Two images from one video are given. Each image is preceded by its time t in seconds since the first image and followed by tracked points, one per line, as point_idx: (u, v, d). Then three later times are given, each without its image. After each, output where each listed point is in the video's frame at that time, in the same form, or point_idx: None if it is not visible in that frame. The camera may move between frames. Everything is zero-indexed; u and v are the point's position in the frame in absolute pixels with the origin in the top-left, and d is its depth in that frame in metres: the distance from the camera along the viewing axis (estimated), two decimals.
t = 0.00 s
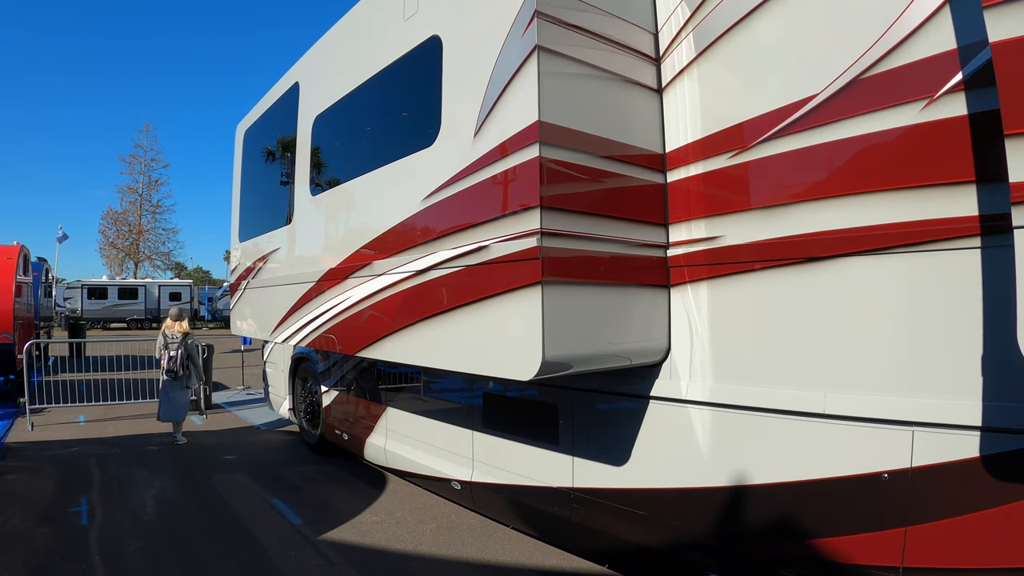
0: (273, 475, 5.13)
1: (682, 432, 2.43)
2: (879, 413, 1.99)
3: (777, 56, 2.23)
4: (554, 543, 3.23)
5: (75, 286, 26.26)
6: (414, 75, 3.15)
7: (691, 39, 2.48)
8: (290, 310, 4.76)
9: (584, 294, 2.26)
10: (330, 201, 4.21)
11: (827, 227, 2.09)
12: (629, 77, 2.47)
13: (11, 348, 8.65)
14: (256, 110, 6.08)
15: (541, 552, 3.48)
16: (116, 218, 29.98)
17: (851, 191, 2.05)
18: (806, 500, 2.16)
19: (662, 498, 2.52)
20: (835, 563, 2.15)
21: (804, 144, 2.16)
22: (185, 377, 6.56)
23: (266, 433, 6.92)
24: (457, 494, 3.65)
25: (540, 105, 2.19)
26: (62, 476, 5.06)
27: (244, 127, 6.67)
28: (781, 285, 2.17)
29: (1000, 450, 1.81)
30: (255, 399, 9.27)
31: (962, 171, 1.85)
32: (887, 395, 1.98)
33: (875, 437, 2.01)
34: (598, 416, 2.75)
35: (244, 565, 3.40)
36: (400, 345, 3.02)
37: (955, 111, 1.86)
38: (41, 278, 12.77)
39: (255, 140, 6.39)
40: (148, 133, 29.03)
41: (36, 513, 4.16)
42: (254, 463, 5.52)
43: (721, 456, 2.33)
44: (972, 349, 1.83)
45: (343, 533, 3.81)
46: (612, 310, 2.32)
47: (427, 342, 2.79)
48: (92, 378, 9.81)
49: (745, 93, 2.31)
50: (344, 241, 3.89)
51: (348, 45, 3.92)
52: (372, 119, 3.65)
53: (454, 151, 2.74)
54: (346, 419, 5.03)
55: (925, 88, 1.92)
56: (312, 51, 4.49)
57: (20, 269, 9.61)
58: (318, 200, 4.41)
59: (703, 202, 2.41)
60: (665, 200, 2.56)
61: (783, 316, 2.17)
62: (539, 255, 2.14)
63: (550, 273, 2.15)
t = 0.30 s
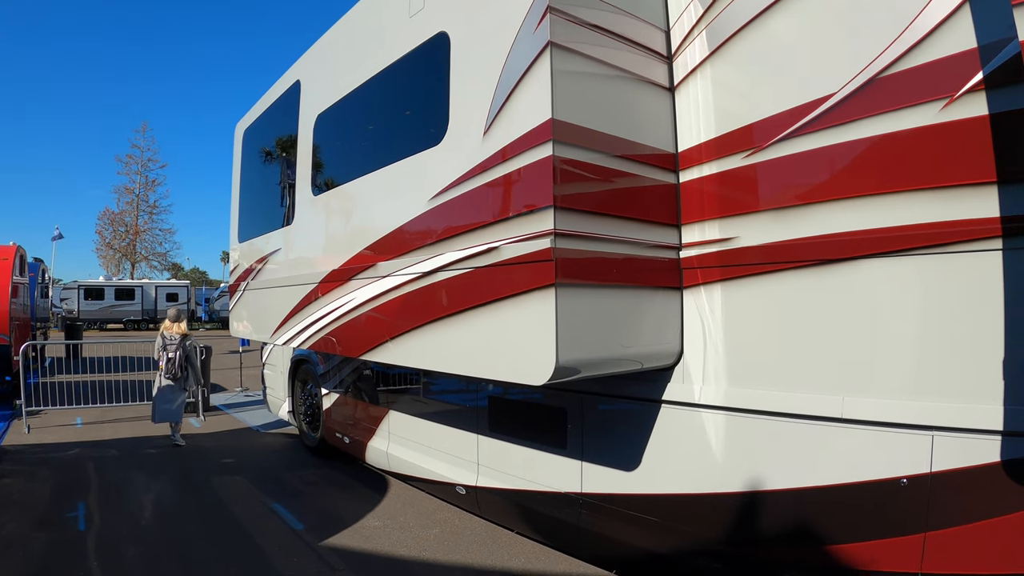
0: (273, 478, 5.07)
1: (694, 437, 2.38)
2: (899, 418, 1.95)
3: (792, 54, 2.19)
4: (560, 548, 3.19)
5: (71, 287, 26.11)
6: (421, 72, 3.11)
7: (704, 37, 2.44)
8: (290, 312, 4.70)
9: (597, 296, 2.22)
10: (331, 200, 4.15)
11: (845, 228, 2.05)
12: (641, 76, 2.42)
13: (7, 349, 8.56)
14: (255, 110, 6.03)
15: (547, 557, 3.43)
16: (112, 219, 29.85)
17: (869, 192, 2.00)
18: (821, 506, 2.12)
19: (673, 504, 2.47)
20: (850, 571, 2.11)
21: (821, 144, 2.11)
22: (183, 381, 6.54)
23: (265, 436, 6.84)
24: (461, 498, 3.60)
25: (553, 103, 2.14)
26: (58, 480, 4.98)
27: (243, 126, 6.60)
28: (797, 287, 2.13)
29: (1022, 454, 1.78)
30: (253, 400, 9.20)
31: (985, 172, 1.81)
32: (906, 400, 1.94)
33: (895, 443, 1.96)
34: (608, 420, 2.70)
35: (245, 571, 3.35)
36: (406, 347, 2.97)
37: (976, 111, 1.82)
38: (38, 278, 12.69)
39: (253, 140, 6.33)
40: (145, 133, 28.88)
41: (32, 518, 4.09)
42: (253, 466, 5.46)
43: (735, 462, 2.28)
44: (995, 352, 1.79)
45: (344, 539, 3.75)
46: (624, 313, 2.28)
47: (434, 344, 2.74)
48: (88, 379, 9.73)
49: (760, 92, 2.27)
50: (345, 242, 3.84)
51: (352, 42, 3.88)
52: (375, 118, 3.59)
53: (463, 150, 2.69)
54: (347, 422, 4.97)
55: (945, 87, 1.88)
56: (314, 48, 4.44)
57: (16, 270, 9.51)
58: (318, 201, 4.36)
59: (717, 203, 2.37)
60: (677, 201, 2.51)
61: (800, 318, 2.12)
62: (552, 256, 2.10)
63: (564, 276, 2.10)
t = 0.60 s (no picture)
0: (272, 481, 5.03)
1: (700, 440, 2.36)
2: (909, 421, 1.92)
3: (801, 53, 2.17)
4: (563, 552, 3.16)
5: (67, 287, 25.99)
6: (423, 71, 3.08)
7: (711, 35, 2.41)
8: (289, 314, 4.66)
9: (603, 298, 2.19)
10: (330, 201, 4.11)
11: (854, 229, 2.02)
12: (647, 75, 2.40)
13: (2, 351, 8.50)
14: (253, 110, 5.99)
15: (550, 561, 3.40)
16: (108, 219, 29.73)
17: (879, 193, 1.98)
18: (829, 510, 2.10)
19: (679, 508, 2.45)
20: None
21: (830, 144, 2.08)
22: (182, 381, 6.56)
23: (263, 437, 6.79)
24: (463, 501, 3.57)
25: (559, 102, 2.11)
26: (54, 483, 4.94)
27: (241, 127, 6.57)
28: (805, 288, 2.10)
29: None
30: (251, 402, 9.15)
31: (997, 172, 1.79)
32: (917, 402, 1.91)
33: (905, 446, 1.94)
34: (612, 423, 2.67)
35: None
36: (408, 349, 2.93)
37: (988, 111, 1.80)
38: (34, 279, 12.62)
39: (249, 141, 6.30)
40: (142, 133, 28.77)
41: (28, 522, 4.05)
42: (251, 469, 5.41)
43: (742, 465, 2.25)
44: (1006, 354, 1.77)
45: (344, 543, 3.72)
46: (631, 314, 2.25)
47: (437, 346, 2.71)
48: (84, 381, 9.67)
49: (768, 92, 2.24)
50: (345, 243, 3.81)
51: (352, 41, 3.85)
52: (376, 117, 3.56)
53: (466, 150, 2.66)
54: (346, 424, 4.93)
55: (957, 87, 1.86)
56: (313, 47, 4.41)
57: (12, 271, 9.45)
58: (316, 202, 4.33)
59: (724, 203, 2.34)
60: (684, 201, 2.48)
61: (809, 320, 2.10)
62: (559, 257, 2.07)
63: (571, 277, 2.07)
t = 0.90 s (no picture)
0: (270, 483, 4.99)
1: (706, 442, 2.33)
2: (920, 424, 1.89)
3: (809, 52, 2.14)
4: (565, 555, 3.13)
5: (62, 287, 25.87)
6: (424, 70, 3.06)
7: (717, 34, 2.38)
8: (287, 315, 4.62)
9: (609, 299, 2.16)
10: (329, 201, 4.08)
11: (864, 229, 1.99)
12: (653, 73, 2.37)
13: None
14: (250, 109, 5.95)
15: (551, 564, 3.37)
16: (103, 219, 29.57)
17: (888, 193, 1.95)
18: (838, 514, 2.07)
19: (684, 511, 2.42)
20: None
21: (839, 144, 2.06)
22: (178, 382, 6.49)
23: (260, 439, 6.75)
24: (464, 504, 3.53)
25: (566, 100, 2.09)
26: (50, 485, 4.88)
27: (237, 127, 6.52)
28: (813, 288, 2.08)
29: None
30: (248, 403, 9.10)
31: (1009, 173, 1.76)
32: (928, 405, 1.88)
33: (915, 448, 1.91)
34: (617, 426, 2.64)
35: None
36: (410, 350, 2.90)
37: (1000, 111, 1.78)
38: (28, 279, 12.53)
39: (246, 141, 6.26)
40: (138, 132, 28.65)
41: (23, 525, 4.00)
42: (249, 471, 5.37)
43: (750, 468, 2.22)
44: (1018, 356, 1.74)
45: (343, 546, 3.68)
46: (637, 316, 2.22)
47: (440, 348, 2.67)
48: (79, 381, 9.59)
49: (775, 91, 2.21)
50: (344, 243, 3.77)
51: (351, 40, 3.81)
52: (375, 116, 3.53)
53: (470, 149, 2.63)
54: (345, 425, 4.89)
55: (968, 86, 1.83)
56: (312, 46, 4.37)
57: (6, 270, 9.37)
58: (314, 202, 4.30)
59: (731, 203, 2.31)
60: (690, 201, 2.45)
61: (817, 320, 2.07)
62: (566, 257, 2.04)
63: (578, 278, 2.04)
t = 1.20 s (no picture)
0: (267, 486, 4.94)
1: (712, 444, 2.30)
2: (929, 424, 1.87)
3: (816, 49, 2.12)
4: (567, 558, 3.09)
5: (56, 287, 25.72)
6: (426, 68, 3.03)
7: (723, 30, 2.36)
8: (284, 315, 4.58)
9: (615, 299, 2.13)
10: (326, 200, 4.04)
11: (872, 229, 1.97)
12: (658, 70, 2.35)
13: None
14: (247, 108, 5.91)
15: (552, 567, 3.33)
16: (98, 219, 29.41)
17: (897, 192, 1.93)
18: (846, 516, 2.05)
19: (690, 514, 2.39)
20: None
21: (847, 142, 2.03)
22: (172, 382, 6.42)
23: (256, 440, 6.70)
24: (464, 506, 3.50)
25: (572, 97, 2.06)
26: (44, 487, 4.83)
27: (233, 126, 6.48)
28: (820, 288, 2.06)
29: None
30: (244, 404, 9.04)
31: (1019, 172, 1.74)
32: (937, 405, 1.86)
33: (925, 449, 1.88)
34: (621, 427, 2.62)
35: None
36: (411, 350, 2.87)
37: (1010, 110, 1.76)
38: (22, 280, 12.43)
39: (241, 140, 6.21)
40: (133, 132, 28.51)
41: (17, 528, 3.94)
42: (246, 473, 5.32)
43: (758, 470, 2.20)
44: None
45: (342, 549, 3.64)
46: (642, 316, 2.19)
47: (442, 349, 2.64)
48: (73, 382, 9.51)
49: (782, 89, 2.19)
50: (342, 242, 3.73)
51: (350, 38, 3.78)
52: (375, 114, 3.49)
53: (473, 148, 2.60)
54: (342, 427, 4.85)
55: (977, 85, 1.81)
56: (310, 44, 4.33)
57: None
58: (311, 201, 4.27)
59: (737, 202, 2.28)
60: (696, 200, 2.43)
61: (825, 319, 2.05)
62: (572, 257, 2.01)
63: (584, 278, 2.02)
